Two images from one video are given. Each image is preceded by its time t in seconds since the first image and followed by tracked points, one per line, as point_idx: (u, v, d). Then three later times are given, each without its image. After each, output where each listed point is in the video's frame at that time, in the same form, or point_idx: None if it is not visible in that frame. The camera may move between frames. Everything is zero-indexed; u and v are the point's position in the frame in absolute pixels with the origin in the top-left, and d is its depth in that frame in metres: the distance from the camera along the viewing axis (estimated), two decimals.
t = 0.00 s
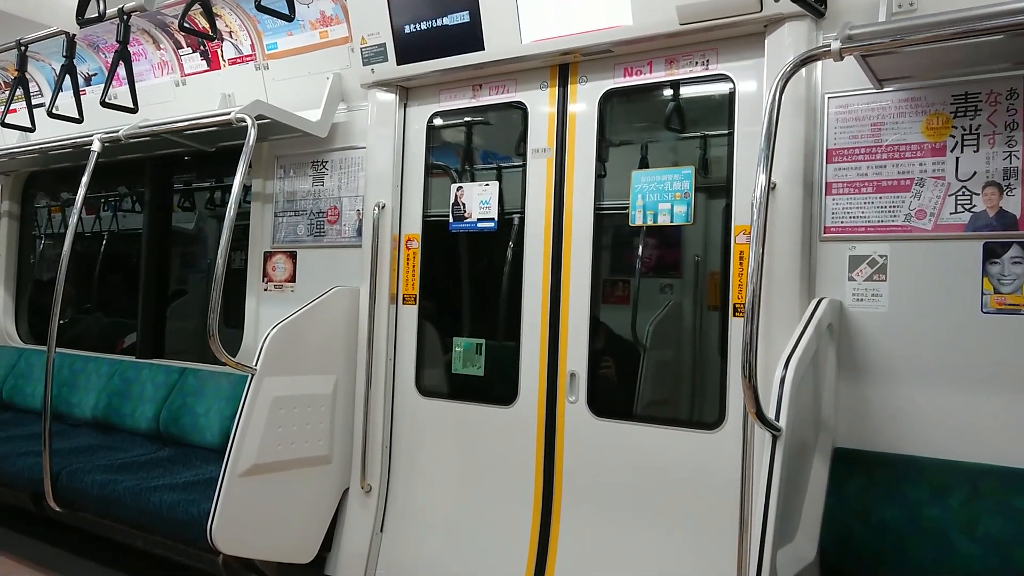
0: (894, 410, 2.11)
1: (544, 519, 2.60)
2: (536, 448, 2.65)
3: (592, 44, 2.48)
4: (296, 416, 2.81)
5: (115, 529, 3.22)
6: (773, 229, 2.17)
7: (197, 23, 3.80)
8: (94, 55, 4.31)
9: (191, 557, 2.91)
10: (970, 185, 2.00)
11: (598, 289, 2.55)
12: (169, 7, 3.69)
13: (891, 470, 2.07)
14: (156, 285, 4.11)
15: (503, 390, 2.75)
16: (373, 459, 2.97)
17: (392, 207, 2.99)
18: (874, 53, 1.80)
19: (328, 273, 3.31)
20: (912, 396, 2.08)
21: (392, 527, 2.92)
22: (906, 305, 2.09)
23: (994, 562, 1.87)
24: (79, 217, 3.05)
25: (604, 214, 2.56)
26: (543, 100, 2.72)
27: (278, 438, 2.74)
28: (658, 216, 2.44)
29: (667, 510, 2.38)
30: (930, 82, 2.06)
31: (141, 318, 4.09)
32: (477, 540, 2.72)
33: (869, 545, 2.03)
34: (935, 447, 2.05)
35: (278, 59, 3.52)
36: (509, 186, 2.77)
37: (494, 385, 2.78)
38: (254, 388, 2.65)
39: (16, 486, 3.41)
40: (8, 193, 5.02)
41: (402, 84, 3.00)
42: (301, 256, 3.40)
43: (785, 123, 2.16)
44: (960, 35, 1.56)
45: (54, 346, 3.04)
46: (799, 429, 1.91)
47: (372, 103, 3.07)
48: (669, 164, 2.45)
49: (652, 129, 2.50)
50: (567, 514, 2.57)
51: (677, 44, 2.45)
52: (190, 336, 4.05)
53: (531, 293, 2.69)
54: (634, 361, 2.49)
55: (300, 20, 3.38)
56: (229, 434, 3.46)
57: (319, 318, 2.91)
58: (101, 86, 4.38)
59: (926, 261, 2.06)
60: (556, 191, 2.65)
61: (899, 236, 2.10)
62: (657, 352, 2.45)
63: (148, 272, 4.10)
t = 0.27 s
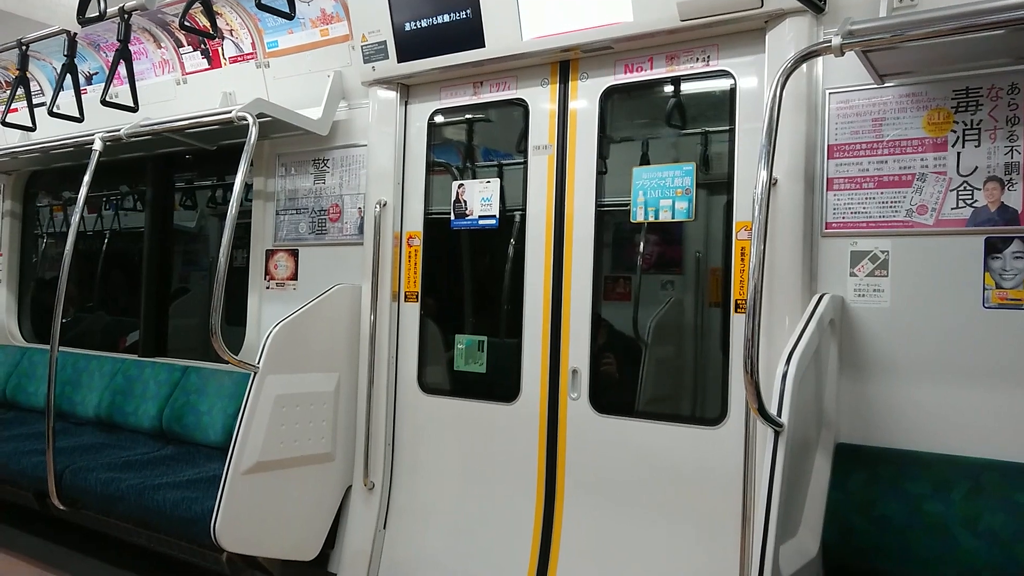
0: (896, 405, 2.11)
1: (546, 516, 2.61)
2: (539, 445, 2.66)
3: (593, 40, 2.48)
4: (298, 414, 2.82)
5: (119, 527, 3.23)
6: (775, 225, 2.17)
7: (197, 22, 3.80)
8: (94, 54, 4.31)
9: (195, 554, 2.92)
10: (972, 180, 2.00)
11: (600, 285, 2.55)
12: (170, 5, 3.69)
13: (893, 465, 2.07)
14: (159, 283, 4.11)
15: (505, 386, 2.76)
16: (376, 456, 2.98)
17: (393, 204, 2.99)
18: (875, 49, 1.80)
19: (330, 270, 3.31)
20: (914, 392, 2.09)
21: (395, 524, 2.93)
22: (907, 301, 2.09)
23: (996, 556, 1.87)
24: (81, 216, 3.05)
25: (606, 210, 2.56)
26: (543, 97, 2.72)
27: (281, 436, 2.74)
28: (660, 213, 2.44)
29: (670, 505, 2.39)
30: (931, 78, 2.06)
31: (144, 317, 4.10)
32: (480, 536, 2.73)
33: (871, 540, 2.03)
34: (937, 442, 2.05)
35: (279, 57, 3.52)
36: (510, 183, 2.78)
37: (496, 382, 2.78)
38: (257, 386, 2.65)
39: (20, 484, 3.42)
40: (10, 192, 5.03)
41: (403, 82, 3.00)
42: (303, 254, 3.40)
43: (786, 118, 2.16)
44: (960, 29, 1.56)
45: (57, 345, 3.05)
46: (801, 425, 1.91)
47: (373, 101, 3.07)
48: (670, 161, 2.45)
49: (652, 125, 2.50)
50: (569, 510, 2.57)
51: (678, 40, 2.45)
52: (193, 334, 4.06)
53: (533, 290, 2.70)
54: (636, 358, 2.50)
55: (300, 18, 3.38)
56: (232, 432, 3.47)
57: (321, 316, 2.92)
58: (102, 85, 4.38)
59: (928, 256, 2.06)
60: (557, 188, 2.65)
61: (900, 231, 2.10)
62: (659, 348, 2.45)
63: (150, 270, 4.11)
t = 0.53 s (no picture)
0: (896, 403, 2.12)
1: (547, 514, 2.62)
2: (540, 443, 2.67)
3: (594, 39, 2.48)
4: (300, 412, 2.83)
5: (121, 525, 3.24)
6: (775, 224, 2.18)
7: (198, 21, 3.80)
8: (95, 53, 4.31)
9: (198, 552, 2.92)
10: (972, 178, 2.01)
11: (601, 283, 2.56)
12: (170, 4, 3.69)
13: (893, 463, 2.08)
14: (160, 282, 4.13)
15: (506, 384, 2.76)
16: (377, 454, 2.99)
17: (394, 203, 3.00)
18: (875, 48, 1.80)
19: (331, 269, 3.32)
20: (914, 389, 2.09)
21: (396, 522, 2.94)
22: (907, 299, 2.10)
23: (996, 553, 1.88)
24: (82, 215, 3.05)
25: (606, 209, 2.57)
26: (544, 96, 2.73)
27: (283, 434, 2.75)
28: (660, 211, 2.45)
29: (670, 503, 2.40)
30: (930, 76, 2.06)
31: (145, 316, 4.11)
32: (481, 534, 2.74)
33: (871, 537, 2.04)
34: (936, 439, 2.06)
35: (279, 56, 3.53)
36: (511, 182, 2.78)
37: (497, 380, 2.79)
38: (259, 385, 2.66)
39: (22, 483, 3.43)
40: (10, 191, 5.03)
41: (403, 81, 3.01)
42: (304, 253, 3.41)
43: (786, 117, 2.17)
44: (961, 29, 1.57)
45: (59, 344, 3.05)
46: (801, 423, 1.92)
47: (374, 100, 3.08)
48: (670, 159, 2.45)
49: (653, 124, 2.51)
50: (570, 508, 2.58)
51: (678, 39, 2.45)
52: (194, 333, 4.07)
53: (534, 288, 2.70)
54: (637, 355, 2.50)
55: (301, 17, 3.38)
56: (234, 430, 3.48)
57: (322, 314, 2.92)
58: (102, 84, 4.38)
59: (928, 254, 2.07)
60: (558, 186, 2.66)
61: (900, 229, 2.10)
62: (660, 346, 2.46)
63: (151, 269, 4.12)
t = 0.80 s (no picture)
0: (895, 405, 2.13)
1: (547, 517, 2.62)
2: (539, 446, 2.67)
3: (592, 43, 2.49)
4: (300, 416, 2.83)
5: (121, 529, 3.24)
6: (773, 227, 2.19)
7: (197, 25, 3.81)
8: (94, 58, 4.32)
9: (198, 556, 2.93)
10: (969, 181, 2.02)
11: (600, 286, 2.57)
12: (170, 9, 3.70)
13: (891, 465, 2.09)
14: (159, 286, 4.14)
15: (506, 387, 2.77)
16: (377, 457, 3.00)
17: (393, 207, 3.00)
18: (872, 52, 1.81)
19: (331, 273, 3.32)
20: (912, 392, 2.10)
21: (396, 525, 2.94)
22: (905, 302, 2.11)
23: (995, 556, 1.88)
24: (82, 219, 3.05)
25: (605, 212, 2.57)
26: (543, 100, 2.73)
27: (283, 438, 2.76)
28: (659, 215, 2.46)
29: (670, 506, 2.40)
30: (927, 80, 2.07)
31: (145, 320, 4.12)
32: (481, 536, 2.74)
33: (869, 539, 2.05)
34: (935, 442, 2.07)
35: (279, 61, 3.54)
36: (510, 186, 2.79)
37: (497, 383, 2.80)
38: (259, 389, 2.66)
39: (22, 487, 3.43)
40: (10, 195, 5.04)
41: (402, 85, 3.02)
42: (303, 256, 3.42)
43: (784, 120, 2.18)
44: (957, 33, 1.58)
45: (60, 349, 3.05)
46: (800, 426, 1.92)
47: (373, 104, 3.09)
48: (669, 162, 2.46)
49: (652, 127, 2.52)
50: (570, 511, 2.59)
51: (676, 43, 2.46)
52: (194, 336, 4.07)
53: (533, 291, 2.71)
54: (636, 358, 2.51)
55: (301, 22, 3.38)
56: (234, 434, 3.49)
57: (322, 318, 2.93)
58: (102, 88, 4.39)
59: (925, 257, 2.08)
60: (557, 190, 2.67)
61: (897, 232, 2.11)
62: (659, 348, 2.47)
63: (150, 273, 4.12)
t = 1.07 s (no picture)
0: (895, 408, 2.13)
1: (547, 521, 2.62)
2: (539, 450, 2.67)
3: (592, 47, 2.50)
4: (299, 420, 2.83)
5: (120, 533, 3.24)
6: (772, 230, 2.19)
7: (197, 29, 3.81)
8: (94, 61, 4.32)
9: (198, 560, 2.92)
10: (968, 185, 2.02)
11: (600, 289, 2.57)
12: (169, 13, 3.71)
13: (891, 468, 2.09)
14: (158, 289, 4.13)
15: (506, 390, 2.77)
16: (377, 461, 2.99)
17: (393, 210, 3.00)
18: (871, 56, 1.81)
19: (330, 276, 3.32)
20: (912, 395, 2.10)
21: (396, 529, 2.94)
22: (904, 305, 2.11)
23: (995, 559, 1.88)
24: (82, 222, 3.04)
25: (604, 215, 2.58)
26: (542, 103, 2.74)
27: (282, 441, 2.75)
28: (658, 218, 2.46)
29: (670, 509, 2.40)
30: (926, 83, 2.07)
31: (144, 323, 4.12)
32: (481, 540, 2.74)
33: (869, 543, 2.04)
34: (935, 445, 2.07)
35: (278, 64, 3.54)
36: (509, 189, 2.79)
37: (496, 387, 2.79)
38: (258, 392, 2.66)
39: (21, 491, 3.43)
40: (10, 199, 5.04)
41: (402, 89, 3.02)
42: (303, 260, 3.42)
43: (783, 123, 2.18)
44: (955, 37, 1.58)
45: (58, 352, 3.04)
46: (800, 429, 1.92)
47: (372, 107, 3.09)
48: (668, 166, 2.46)
49: (651, 130, 2.52)
50: (570, 514, 2.58)
51: (676, 47, 2.46)
52: (194, 340, 4.07)
53: (532, 294, 2.71)
54: (636, 362, 2.51)
55: (300, 26, 3.40)
56: (233, 437, 3.48)
57: (322, 322, 2.93)
58: (102, 92, 4.39)
59: (924, 260, 2.08)
60: (556, 193, 2.67)
61: (896, 236, 2.11)
62: (659, 352, 2.47)
63: (150, 276, 4.12)
